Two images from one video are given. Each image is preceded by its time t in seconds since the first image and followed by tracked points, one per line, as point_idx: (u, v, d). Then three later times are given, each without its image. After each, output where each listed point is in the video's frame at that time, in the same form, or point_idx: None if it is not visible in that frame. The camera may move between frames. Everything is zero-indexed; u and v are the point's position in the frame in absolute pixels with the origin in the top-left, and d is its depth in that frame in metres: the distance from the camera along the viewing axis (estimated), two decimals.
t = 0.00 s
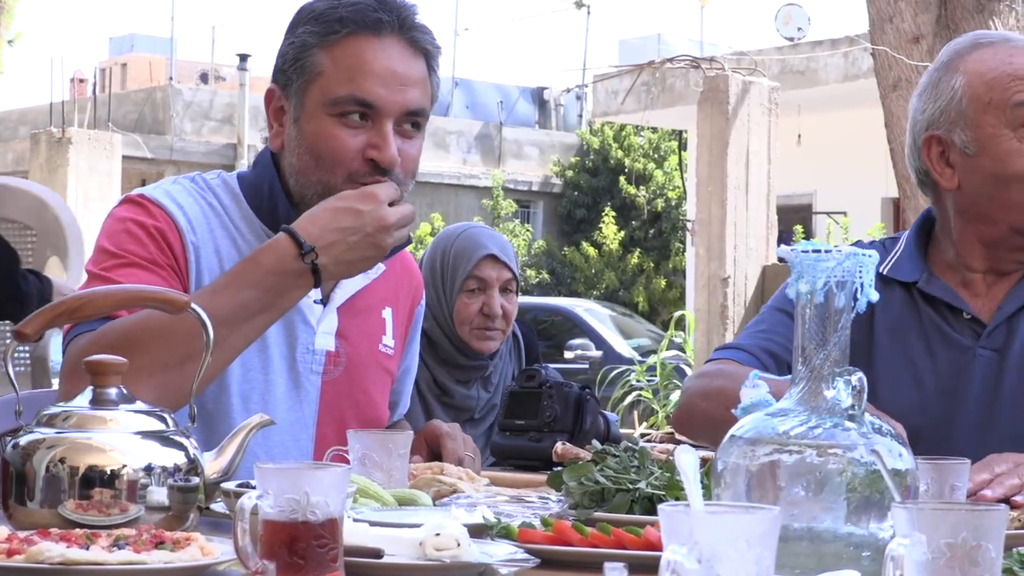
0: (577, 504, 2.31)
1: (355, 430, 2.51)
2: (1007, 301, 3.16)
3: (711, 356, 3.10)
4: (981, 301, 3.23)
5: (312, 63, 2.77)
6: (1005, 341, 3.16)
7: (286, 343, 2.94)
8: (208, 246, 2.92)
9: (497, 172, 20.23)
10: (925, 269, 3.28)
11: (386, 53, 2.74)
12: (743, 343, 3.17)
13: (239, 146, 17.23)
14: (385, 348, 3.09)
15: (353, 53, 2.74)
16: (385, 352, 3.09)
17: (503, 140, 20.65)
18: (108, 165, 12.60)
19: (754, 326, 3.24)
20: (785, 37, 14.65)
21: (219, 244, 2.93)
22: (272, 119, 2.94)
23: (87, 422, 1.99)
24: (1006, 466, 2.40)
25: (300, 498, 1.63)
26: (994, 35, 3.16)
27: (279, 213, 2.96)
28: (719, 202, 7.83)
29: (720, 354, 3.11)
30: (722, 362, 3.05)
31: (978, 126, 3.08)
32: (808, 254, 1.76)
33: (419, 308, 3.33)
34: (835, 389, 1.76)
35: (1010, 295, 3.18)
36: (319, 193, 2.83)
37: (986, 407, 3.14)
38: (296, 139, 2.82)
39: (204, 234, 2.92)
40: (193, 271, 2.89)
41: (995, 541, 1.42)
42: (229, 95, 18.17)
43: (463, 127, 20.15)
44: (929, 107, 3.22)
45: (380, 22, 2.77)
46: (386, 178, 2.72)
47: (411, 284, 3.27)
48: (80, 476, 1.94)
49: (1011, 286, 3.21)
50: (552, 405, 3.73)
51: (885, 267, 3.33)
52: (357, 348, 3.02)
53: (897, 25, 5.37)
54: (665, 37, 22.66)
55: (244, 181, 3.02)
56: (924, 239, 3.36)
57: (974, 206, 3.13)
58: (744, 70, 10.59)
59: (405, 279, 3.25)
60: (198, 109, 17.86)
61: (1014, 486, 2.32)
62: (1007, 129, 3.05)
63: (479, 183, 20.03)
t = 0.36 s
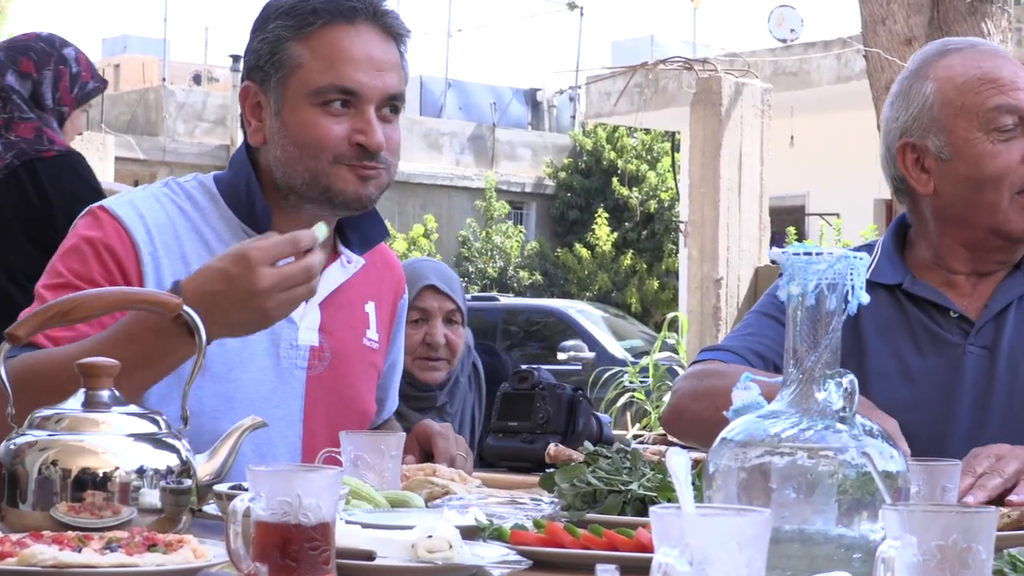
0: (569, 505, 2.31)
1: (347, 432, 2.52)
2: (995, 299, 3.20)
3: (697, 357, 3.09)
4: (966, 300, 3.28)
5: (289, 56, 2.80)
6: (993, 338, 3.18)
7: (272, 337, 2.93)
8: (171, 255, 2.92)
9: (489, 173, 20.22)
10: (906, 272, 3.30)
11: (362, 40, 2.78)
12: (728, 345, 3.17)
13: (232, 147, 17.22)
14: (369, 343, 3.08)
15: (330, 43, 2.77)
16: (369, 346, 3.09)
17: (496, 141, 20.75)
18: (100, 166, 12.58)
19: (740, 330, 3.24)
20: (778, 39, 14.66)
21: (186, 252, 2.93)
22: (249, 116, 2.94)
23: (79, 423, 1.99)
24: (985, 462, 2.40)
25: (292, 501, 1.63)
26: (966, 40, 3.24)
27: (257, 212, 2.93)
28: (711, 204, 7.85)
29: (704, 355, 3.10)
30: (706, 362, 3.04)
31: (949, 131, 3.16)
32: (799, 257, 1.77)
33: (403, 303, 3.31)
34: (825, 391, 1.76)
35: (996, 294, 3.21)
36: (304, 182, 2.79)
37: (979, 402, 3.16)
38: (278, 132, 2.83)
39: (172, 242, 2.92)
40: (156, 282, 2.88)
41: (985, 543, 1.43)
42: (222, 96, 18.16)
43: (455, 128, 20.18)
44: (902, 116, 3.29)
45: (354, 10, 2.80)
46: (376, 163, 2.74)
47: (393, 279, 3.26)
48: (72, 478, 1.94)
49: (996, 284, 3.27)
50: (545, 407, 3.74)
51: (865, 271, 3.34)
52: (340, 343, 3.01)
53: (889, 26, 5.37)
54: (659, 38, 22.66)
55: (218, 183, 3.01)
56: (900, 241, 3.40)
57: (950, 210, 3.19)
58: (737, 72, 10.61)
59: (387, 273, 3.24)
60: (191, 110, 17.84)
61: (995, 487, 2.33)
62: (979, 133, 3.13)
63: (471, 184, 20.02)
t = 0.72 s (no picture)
0: (561, 505, 2.33)
1: (339, 432, 2.51)
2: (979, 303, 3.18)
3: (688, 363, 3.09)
4: (952, 302, 3.26)
5: (219, 50, 2.80)
6: (980, 341, 3.17)
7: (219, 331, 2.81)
8: (106, 266, 2.84)
9: (483, 174, 20.24)
10: (896, 274, 3.31)
11: (292, 28, 2.78)
12: (719, 352, 3.16)
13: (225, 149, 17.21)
14: (330, 333, 2.99)
15: (257, 32, 2.77)
16: (332, 338, 3.00)
17: (490, 142, 20.75)
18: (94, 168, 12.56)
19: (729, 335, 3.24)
20: (772, 39, 14.69)
21: (121, 260, 2.85)
22: (188, 115, 2.95)
23: (70, 427, 1.98)
24: (973, 451, 2.40)
25: (283, 502, 1.63)
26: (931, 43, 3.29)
27: (197, 209, 2.88)
28: (705, 204, 7.85)
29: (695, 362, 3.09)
30: (701, 367, 3.04)
31: (911, 134, 3.22)
32: (789, 257, 1.78)
33: (367, 296, 3.24)
34: (816, 390, 1.76)
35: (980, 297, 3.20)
36: (245, 184, 2.79)
37: (965, 403, 3.13)
38: (215, 129, 2.82)
39: (107, 256, 2.85)
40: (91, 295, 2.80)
41: (976, 542, 1.43)
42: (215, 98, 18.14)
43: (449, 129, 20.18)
44: (873, 123, 3.35)
45: None
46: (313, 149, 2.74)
47: (357, 272, 3.18)
48: (63, 480, 1.94)
49: (980, 287, 3.25)
50: (538, 408, 3.75)
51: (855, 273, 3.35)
52: (299, 335, 2.91)
53: (882, 26, 5.38)
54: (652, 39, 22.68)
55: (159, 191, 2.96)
56: (891, 244, 3.40)
57: (918, 211, 3.23)
58: (731, 72, 10.62)
59: (349, 266, 3.16)
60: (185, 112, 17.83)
61: (978, 477, 2.33)
62: (937, 133, 3.18)
63: (466, 185, 20.02)
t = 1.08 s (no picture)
0: (560, 507, 2.32)
1: (338, 433, 2.51)
2: (979, 305, 3.18)
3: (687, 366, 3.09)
4: (952, 306, 3.26)
5: (155, 45, 2.82)
6: (978, 346, 3.17)
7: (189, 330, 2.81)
8: (68, 274, 2.81)
9: (483, 175, 20.24)
10: (896, 276, 3.31)
11: (226, 18, 2.81)
12: (714, 352, 3.16)
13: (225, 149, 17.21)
14: (302, 322, 2.99)
15: (191, 24, 2.79)
16: (305, 327, 3.00)
17: (490, 142, 20.71)
18: (94, 168, 12.55)
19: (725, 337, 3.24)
20: (772, 39, 14.70)
21: (84, 268, 2.82)
22: (133, 115, 2.96)
23: (70, 428, 1.98)
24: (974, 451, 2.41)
25: (282, 503, 1.63)
26: (934, 42, 3.28)
27: (156, 210, 2.86)
28: (705, 205, 7.85)
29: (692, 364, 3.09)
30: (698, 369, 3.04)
31: (894, 134, 3.24)
32: (787, 258, 1.77)
33: (341, 284, 3.23)
34: (815, 392, 1.77)
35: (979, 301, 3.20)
36: (190, 167, 2.79)
37: (963, 407, 3.13)
38: (157, 123, 2.84)
39: (69, 265, 2.82)
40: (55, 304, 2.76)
41: (975, 544, 1.44)
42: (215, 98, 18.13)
43: (449, 129, 20.17)
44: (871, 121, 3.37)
45: None
46: (255, 134, 2.76)
47: (327, 261, 3.18)
48: (63, 482, 1.94)
49: (980, 290, 3.25)
50: (538, 408, 3.74)
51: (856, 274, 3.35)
52: (268, 326, 2.91)
53: (882, 27, 5.38)
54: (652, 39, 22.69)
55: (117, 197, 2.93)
56: (893, 246, 3.39)
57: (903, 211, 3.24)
58: (731, 72, 10.62)
59: (317, 255, 3.16)
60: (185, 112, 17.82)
61: (980, 472, 2.32)
62: (917, 134, 3.18)
63: (466, 185, 20.00)
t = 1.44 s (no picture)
0: (565, 511, 2.33)
1: (343, 438, 2.52)
2: (982, 312, 3.18)
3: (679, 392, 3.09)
4: (956, 312, 3.27)
5: (143, 46, 2.87)
6: (982, 351, 3.16)
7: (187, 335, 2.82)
8: (65, 279, 2.82)
9: (486, 177, 20.24)
10: (899, 282, 3.31)
11: (211, 18, 2.85)
12: (713, 377, 3.15)
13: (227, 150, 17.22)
14: (301, 325, 2.99)
15: (176, 24, 2.84)
16: (304, 330, 3.00)
17: (492, 145, 20.71)
18: (97, 169, 12.57)
19: (725, 357, 3.25)
20: (775, 42, 14.71)
21: (81, 272, 2.83)
22: (127, 117, 3.02)
23: (76, 431, 1.99)
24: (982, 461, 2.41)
25: (289, 508, 1.64)
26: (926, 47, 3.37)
27: (153, 216, 2.87)
28: (707, 209, 7.86)
29: (687, 388, 3.10)
30: (691, 398, 3.05)
31: (887, 131, 3.30)
32: (793, 265, 1.77)
33: (343, 285, 3.23)
34: (820, 399, 1.77)
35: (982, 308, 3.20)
36: (176, 170, 2.85)
37: (965, 416, 3.13)
38: (147, 125, 2.89)
39: (65, 268, 2.83)
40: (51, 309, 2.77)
41: (979, 551, 1.44)
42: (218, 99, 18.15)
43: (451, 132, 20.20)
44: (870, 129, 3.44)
45: None
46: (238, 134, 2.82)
47: (327, 263, 3.18)
48: (69, 484, 1.95)
49: (983, 298, 3.26)
50: (541, 412, 3.75)
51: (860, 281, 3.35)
52: (266, 327, 2.92)
53: (885, 31, 5.38)
54: (655, 42, 22.70)
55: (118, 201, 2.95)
56: (898, 251, 3.39)
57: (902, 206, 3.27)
58: (733, 75, 10.63)
59: (317, 257, 3.16)
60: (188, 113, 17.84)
61: (993, 474, 2.33)
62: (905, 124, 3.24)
63: (468, 188, 20.00)
